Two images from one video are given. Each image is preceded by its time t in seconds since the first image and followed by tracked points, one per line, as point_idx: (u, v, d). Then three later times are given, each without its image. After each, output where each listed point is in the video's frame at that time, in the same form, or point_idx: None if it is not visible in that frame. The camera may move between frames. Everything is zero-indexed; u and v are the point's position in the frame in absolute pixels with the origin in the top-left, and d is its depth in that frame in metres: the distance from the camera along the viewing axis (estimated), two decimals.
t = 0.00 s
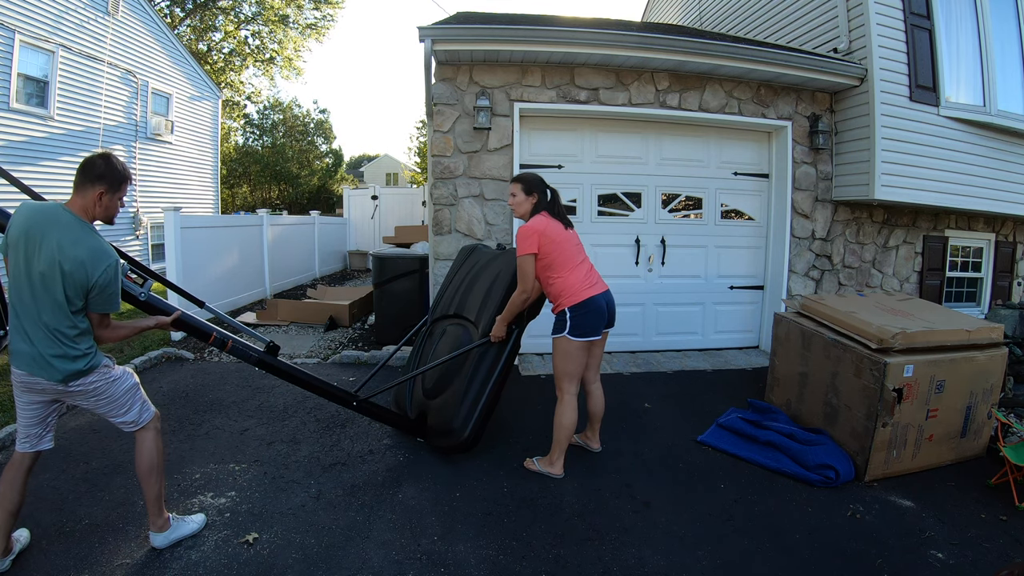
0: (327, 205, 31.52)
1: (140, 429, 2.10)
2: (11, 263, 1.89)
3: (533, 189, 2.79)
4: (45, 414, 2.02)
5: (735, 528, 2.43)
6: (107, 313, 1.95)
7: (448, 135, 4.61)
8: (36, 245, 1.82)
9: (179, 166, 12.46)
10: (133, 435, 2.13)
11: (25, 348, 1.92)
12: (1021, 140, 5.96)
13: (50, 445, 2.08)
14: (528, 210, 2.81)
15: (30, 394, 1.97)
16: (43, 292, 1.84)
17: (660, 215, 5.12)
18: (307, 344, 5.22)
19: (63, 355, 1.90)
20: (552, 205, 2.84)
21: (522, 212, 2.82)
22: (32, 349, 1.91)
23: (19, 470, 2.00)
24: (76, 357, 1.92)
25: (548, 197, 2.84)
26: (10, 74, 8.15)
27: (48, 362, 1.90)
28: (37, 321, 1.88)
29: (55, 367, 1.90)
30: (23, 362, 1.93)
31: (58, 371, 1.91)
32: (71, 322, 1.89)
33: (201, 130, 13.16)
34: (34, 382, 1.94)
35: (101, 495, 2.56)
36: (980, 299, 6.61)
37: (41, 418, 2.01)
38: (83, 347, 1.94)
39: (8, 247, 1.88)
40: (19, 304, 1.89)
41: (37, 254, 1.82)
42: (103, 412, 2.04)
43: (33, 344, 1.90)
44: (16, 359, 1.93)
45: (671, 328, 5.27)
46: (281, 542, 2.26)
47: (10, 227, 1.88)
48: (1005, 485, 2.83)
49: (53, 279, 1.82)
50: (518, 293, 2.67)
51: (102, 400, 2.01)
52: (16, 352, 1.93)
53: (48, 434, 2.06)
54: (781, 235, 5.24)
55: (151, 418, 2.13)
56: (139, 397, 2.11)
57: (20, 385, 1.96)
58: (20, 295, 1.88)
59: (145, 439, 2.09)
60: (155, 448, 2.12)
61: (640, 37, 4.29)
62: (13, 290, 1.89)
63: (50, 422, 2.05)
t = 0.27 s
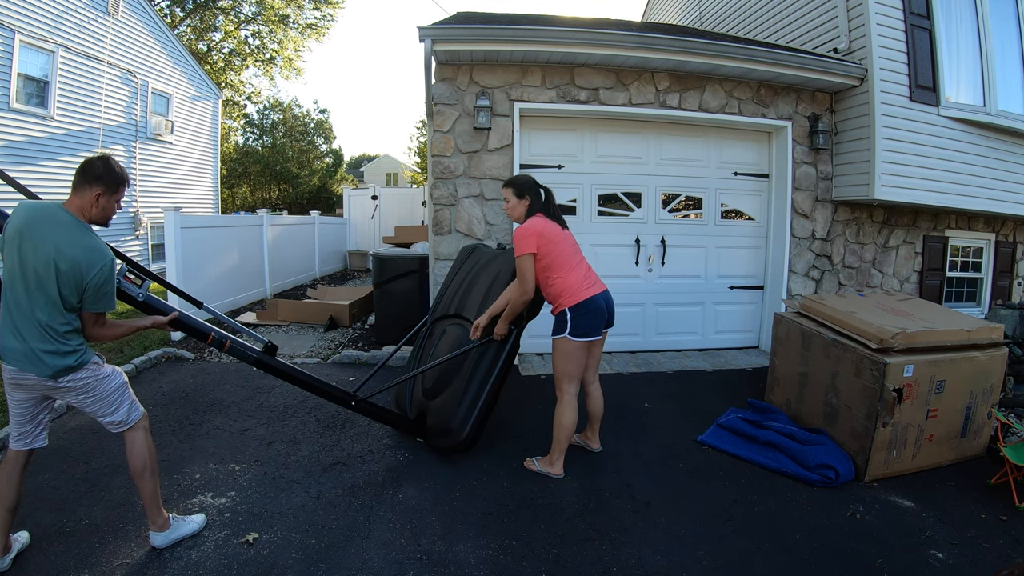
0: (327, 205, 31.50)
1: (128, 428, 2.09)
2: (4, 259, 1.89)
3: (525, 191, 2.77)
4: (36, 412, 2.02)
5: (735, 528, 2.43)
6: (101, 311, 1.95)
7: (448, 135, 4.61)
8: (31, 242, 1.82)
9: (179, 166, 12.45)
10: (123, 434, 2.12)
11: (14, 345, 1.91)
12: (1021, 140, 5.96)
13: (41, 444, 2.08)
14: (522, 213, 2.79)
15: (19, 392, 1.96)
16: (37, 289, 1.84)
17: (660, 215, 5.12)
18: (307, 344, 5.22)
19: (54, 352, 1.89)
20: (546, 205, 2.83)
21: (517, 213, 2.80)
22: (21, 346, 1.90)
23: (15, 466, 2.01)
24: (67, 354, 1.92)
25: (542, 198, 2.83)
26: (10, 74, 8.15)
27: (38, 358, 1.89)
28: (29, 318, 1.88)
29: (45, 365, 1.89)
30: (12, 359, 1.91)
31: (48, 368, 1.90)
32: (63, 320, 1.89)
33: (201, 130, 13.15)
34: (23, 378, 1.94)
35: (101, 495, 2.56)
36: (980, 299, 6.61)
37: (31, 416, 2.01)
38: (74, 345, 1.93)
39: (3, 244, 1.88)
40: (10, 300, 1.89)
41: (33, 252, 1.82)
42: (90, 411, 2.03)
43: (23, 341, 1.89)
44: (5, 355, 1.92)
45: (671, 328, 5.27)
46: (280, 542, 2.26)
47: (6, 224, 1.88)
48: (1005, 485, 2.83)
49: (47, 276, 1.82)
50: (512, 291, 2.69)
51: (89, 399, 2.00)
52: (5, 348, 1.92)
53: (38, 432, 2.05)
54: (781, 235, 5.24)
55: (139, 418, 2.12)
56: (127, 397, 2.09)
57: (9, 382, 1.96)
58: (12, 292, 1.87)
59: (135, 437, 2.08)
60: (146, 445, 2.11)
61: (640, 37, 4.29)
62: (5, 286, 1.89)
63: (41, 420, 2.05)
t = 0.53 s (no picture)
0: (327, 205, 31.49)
1: (140, 429, 2.11)
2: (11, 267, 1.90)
3: (507, 203, 2.74)
4: (47, 414, 2.01)
5: (735, 528, 2.43)
6: (106, 316, 1.95)
7: (448, 135, 4.61)
8: (34, 249, 1.83)
9: (179, 166, 12.45)
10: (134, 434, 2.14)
11: (23, 352, 1.92)
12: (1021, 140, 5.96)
13: (52, 447, 2.07)
14: (508, 225, 2.76)
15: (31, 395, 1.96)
16: (43, 296, 1.85)
17: (661, 215, 5.12)
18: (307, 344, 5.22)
19: (62, 359, 1.90)
20: (531, 212, 2.81)
21: (504, 224, 2.77)
22: (30, 353, 1.91)
23: (25, 467, 2.00)
24: (74, 362, 1.92)
25: (527, 205, 2.80)
26: (10, 74, 8.15)
27: (47, 365, 1.90)
28: (36, 324, 1.89)
29: (54, 370, 1.90)
30: (22, 366, 1.92)
31: (57, 374, 1.90)
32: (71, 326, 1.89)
33: (201, 130, 13.16)
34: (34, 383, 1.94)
35: (101, 495, 2.56)
36: (980, 299, 6.61)
37: (42, 420, 2.01)
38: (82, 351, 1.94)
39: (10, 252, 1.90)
40: (18, 307, 1.89)
41: (37, 258, 1.83)
42: (103, 414, 2.04)
43: (32, 348, 1.90)
44: (15, 362, 1.93)
45: (671, 328, 5.27)
46: (281, 542, 2.26)
47: (11, 232, 1.89)
48: (1005, 485, 2.83)
49: (53, 283, 1.82)
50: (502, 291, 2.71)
51: (100, 402, 2.01)
52: (15, 355, 1.93)
53: (49, 436, 2.05)
54: (781, 235, 5.24)
55: (151, 419, 2.14)
56: (139, 399, 2.11)
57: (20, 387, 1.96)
58: (19, 299, 1.89)
59: (145, 438, 2.10)
60: (156, 444, 2.12)
61: (640, 37, 4.29)
62: (12, 293, 1.90)
63: (52, 424, 2.04)
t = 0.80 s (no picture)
0: (327, 205, 31.49)
1: (153, 432, 2.11)
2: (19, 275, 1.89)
3: (505, 214, 2.73)
4: (59, 418, 2.01)
5: (735, 528, 2.43)
6: (115, 322, 1.95)
7: (448, 135, 4.61)
8: (42, 257, 1.82)
9: (179, 166, 12.45)
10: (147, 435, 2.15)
11: (35, 360, 1.92)
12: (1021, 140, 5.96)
13: (63, 451, 2.07)
14: (508, 236, 2.76)
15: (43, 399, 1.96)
16: (52, 304, 1.84)
17: (661, 215, 5.12)
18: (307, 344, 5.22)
19: (73, 367, 1.90)
20: (528, 219, 2.79)
21: (504, 235, 2.76)
22: (42, 361, 1.91)
23: (32, 470, 2.00)
24: (85, 369, 1.93)
25: (523, 214, 2.78)
26: (10, 74, 8.15)
27: (59, 373, 1.90)
28: (46, 332, 1.89)
29: (66, 378, 1.90)
30: (34, 373, 1.93)
31: (69, 381, 1.91)
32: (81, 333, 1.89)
33: (201, 130, 13.16)
34: (46, 390, 1.94)
35: (101, 495, 2.56)
36: (980, 299, 6.61)
37: (53, 424, 2.00)
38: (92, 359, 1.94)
39: (18, 260, 1.89)
40: (27, 315, 1.89)
41: (45, 267, 1.82)
42: (116, 417, 2.05)
43: (44, 356, 1.91)
44: (28, 369, 1.94)
45: (671, 328, 5.27)
46: (281, 542, 2.26)
47: (17, 240, 1.88)
48: (1005, 485, 2.83)
49: (61, 291, 1.82)
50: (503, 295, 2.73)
51: (114, 406, 2.01)
52: (27, 363, 1.93)
53: (59, 440, 2.05)
54: (781, 235, 5.24)
55: (164, 419, 2.14)
56: (152, 401, 2.11)
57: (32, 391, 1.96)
58: (28, 307, 1.88)
59: (156, 441, 2.11)
60: (167, 446, 2.13)
61: (640, 37, 4.29)
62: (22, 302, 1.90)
63: (63, 428, 2.04)
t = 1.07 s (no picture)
0: (327, 206, 31.47)
1: (154, 431, 2.12)
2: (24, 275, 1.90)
3: (527, 220, 2.75)
4: (59, 416, 2.01)
5: (735, 528, 2.43)
6: (119, 323, 1.95)
7: (448, 135, 4.61)
8: (47, 258, 1.82)
9: (179, 166, 12.45)
10: (148, 434, 2.15)
11: (37, 358, 1.93)
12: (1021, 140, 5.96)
13: (63, 449, 2.07)
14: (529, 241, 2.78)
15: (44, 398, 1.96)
16: (55, 305, 1.84)
17: (660, 215, 5.12)
18: (307, 344, 5.22)
19: (75, 367, 1.91)
20: (550, 226, 2.82)
21: (525, 240, 2.78)
22: (43, 360, 1.92)
23: (32, 470, 2.00)
24: (87, 370, 1.93)
25: (546, 222, 2.81)
26: (10, 74, 8.14)
27: (60, 372, 1.90)
28: (48, 331, 1.89)
29: (67, 378, 1.91)
30: (36, 371, 1.93)
31: (70, 381, 1.91)
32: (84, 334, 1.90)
33: (201, 130, 13.16)
34: (48, 389, 1.95)
35: (101, 495, 2.56)
36: (980, 299, 6.61)
37: (53, 422, 2.00)
38: (94, 359, 1.94)
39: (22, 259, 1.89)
40: (31, 314, 1.90)
41: (50, 268, 1.83)
42: (117, 417, 2.05)
43: (46, 355, 1.91)
44: (29, 367, 1.94)
45: (671, 328, 5.27)
46: (280, 542, 2.26)
47: (23, 240, 1.88)
48: (1005, 485, 2.83)
49: (65, 293, 1.82)
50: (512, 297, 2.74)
51: (115, 406, 2.02)
52: (29, 361, 1.94)
53: (59, 438, 2.05)
54: (781, 235, 5.24)
55: (166, 419, 2.14)
56: (153, 400, 2.11)
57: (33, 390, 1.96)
58: (32, 306, 1.89)
59: (156, 441, 2.10)
60: (167, 447, 2.13)
61: (640, 38, 4.29)
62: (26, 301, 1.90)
63: (63, 426, 2.04)
